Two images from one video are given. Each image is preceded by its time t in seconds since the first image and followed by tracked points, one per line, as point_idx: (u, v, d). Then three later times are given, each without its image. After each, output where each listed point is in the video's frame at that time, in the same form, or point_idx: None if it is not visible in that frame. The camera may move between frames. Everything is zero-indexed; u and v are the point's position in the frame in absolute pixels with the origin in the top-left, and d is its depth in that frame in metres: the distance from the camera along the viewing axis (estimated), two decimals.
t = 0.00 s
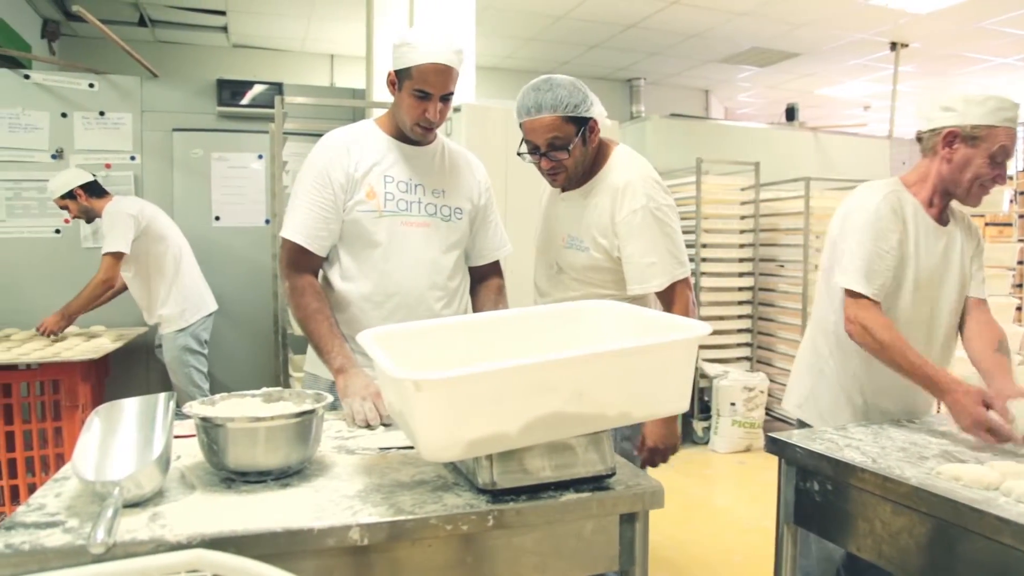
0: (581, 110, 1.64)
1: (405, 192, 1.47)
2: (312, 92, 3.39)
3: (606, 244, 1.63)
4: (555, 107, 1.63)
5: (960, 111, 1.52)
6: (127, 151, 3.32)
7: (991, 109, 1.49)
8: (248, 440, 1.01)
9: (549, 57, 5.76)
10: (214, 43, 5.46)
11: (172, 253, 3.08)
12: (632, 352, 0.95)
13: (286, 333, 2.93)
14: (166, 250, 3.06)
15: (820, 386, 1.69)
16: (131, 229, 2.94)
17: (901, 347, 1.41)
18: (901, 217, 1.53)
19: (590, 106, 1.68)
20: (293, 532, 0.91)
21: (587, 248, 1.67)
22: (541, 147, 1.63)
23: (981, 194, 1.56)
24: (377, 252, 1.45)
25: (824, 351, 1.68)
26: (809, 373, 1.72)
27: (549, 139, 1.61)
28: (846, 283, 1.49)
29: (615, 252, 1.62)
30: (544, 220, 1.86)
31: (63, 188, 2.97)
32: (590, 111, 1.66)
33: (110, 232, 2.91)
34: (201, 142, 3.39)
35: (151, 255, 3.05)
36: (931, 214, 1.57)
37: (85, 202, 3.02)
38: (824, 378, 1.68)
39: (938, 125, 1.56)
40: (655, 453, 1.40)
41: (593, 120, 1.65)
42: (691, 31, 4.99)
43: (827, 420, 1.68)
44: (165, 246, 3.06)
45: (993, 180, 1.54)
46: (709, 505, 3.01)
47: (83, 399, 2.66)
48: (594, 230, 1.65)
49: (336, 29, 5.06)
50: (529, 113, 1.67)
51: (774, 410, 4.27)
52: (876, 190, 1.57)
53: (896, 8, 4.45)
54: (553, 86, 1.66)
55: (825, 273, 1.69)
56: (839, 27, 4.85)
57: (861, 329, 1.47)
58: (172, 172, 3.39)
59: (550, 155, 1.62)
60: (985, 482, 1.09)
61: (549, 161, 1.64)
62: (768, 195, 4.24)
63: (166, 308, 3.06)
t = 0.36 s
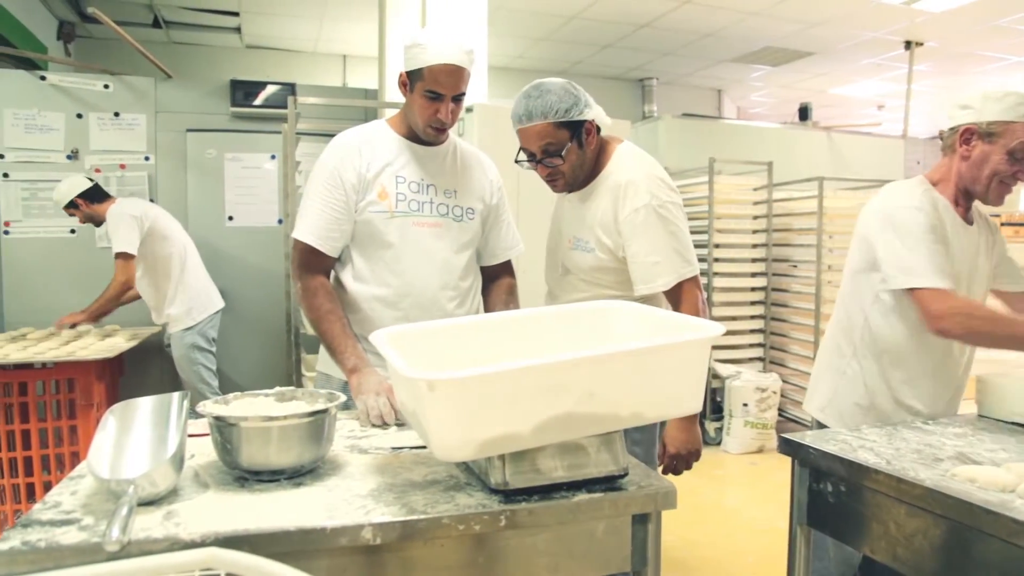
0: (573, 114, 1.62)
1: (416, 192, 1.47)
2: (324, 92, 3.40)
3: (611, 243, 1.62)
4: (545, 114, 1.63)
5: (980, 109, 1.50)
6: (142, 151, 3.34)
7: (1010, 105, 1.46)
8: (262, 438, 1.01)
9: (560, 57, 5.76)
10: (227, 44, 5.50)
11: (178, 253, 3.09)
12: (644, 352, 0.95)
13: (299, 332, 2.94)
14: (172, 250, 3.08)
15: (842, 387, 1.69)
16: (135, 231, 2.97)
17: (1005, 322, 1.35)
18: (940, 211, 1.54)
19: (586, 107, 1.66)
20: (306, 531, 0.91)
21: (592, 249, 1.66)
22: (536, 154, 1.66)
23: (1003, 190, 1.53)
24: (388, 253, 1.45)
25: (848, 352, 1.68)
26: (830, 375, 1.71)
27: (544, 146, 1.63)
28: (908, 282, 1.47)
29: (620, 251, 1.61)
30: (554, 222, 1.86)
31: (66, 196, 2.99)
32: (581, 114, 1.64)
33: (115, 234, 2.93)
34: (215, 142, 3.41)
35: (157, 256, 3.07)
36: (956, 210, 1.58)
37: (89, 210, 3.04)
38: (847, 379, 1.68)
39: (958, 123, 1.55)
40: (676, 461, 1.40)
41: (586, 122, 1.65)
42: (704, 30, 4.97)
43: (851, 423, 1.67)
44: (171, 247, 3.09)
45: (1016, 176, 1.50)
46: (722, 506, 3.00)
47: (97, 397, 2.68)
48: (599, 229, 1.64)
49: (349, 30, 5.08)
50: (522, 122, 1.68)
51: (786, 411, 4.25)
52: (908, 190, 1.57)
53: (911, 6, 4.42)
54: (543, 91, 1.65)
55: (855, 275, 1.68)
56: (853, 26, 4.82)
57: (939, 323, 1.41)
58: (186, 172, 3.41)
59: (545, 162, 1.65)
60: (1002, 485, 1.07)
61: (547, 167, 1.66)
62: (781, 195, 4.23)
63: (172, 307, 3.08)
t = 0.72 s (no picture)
0: (574, 108, 1.61)
1: (427, 193, 1.48)
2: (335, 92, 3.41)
3: (615, 236, 1.62)
4: (547, 108, 1.62)
5: None
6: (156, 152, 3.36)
7: None
8: (274, 438, 1.02)
9: (571, 57, 5.76)
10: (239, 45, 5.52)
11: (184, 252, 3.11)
12: (656, 352, 0.94)
13: (310, 332, 2.95)
14: (177, 250, 3.11)
15: (858, 386, 1.70)
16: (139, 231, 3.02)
17: None
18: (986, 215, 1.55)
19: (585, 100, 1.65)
20: (317, 530, 0.91)
21: (595, 243, 1.66)
22: (540, 149, 1.65)
23: None
24: (397, 253, 1.46)
25: (868, 352, 1.69)
26: (847, 373, 1.72)
27: (546, 140, 1.62)
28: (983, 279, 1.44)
29: (623, 245, 1.60)
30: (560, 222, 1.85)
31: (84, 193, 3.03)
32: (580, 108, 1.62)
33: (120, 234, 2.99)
34: (228, 143, 3.43)
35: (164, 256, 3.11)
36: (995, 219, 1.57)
37: (105, 207, 3.07)
38: (866, 376, 1.69)
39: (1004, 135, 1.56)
40: (688, 456, 1.39)
41: (587, 116, 1.64)
42: (716, 30, 4.96)
43: (868, 422, 1.69)
44: (176, 246, 3.11)
45: None
46: (733, 506, 2.99)
47: (111, 396, 2.70)
48: (601, 222, 1.64)
49: (360, 30, 5.10)
50: (523, 117, 1.67)
51: (798, 411, 4.24)
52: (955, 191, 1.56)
53: (924, 5, 4.39)
54: (544, 87, 1.64)
55: (887, 277, 1.66)
56: (866, 25, 4.80)
57: None
58: (198, 172, 3.43)
59: (549, 156, 1.64)
60: (1017, 486, 1.06)
61: (550, 161, 1.65)
62: (792, 195, 4.21)
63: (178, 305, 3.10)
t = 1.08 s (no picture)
0: (595, 110, 1.61)
1: (437, 192, 1.48)
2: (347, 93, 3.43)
3: (623, 247, 1.61)
4: (569, 109, 1.61)
5: None
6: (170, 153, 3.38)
7: None
8: (286, 437, 1.02)
9: (582, 57, 5.76)
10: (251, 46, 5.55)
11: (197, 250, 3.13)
12: (668, 352, 0.94)
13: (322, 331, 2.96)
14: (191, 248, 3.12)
15: (876, 391, 1.69)
16: (155, 230, 3.04)
17: None
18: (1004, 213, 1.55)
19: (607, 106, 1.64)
20: (330, 529, 0.92)
21: (603, 251, 1.67)
22: (559, 150, 1.64)
23: None
24: (408, 252, 1.46)
25: (885, 354, 1.67)
26: (865, 376, 1.71)
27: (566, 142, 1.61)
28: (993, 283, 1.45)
29: (630, 255, 1.60)
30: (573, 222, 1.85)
31: (109, 185, 3.06)
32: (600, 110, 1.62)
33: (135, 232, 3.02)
34: (241, 143, 3.45)
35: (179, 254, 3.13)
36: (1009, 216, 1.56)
37: (130, 198, 3.10)
38: (884, 381, 1.67)
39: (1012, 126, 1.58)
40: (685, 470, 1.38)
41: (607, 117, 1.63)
42: (728, 29, 4.94)
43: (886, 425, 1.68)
44: (190, 245, 3.12)
45: None
46: (745, 508, 2.98)
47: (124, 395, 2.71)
48: (610, 232, 1.63)
49: (371, 31, 5.11)
50: (542, 117, 1.66)
51: (810, 412, 4.22)
52: (972, 191, 1.56)
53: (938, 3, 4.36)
54: (565, 87, 1.64)
55: (902, 277, 1.66)
56: (879, 24, 4.77)
57: None
58: (211, 173, 3.45)
59: (568, 158, 1.63)
60: None
61: (569, 164, 1.64)
62: (805, 195, 4.20)
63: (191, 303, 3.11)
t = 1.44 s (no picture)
0: (608, 105, 1.63)
1: (447, 192, 1.48)
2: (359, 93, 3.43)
3: (632, 238, 1.61)
4: (584, 102, 1.62)
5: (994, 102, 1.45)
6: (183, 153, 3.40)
7: (1014, 96, 1.40)
8: (300, 435, 1.02)
9: (594, 57, 5.75)
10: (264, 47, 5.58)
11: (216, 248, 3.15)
12: (682, 353, 0.94)
13: (333, 331, 2.97)
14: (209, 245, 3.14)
15: (882, 396, 1.66)
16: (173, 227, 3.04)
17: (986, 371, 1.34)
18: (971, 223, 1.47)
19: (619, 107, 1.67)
20: (342, 528, 0.92)
21: (610, 245, 1.66)
22: (571, 141, 1.62)
23: (1018, 190, 1.40)
24: (418, 250, 1.47)
25: (887, 358, 1.65)
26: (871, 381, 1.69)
27: (580, 133, 1.60)
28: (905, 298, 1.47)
29: (638, 247, 1.60)
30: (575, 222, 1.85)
31: (125, 182, 3.08)
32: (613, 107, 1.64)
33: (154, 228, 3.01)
34: (254, 143, 3.47)
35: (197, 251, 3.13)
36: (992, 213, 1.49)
37: (145, 195, 3.11)
38: (890, 386, 1.65)
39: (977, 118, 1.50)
40: (688, 453, 1.36)
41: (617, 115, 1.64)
42: (741, 28, 4.92)
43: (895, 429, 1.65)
44: (209, 242, 3.14)
45: None
46: (758, 509, 2.97)
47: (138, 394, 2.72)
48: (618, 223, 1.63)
49: (384, 31, 5.12)
50: (557, 110, 1.67)
51: (823, 413, 4.20)
52: (934, 195, 1.50)
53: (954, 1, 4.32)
54: (580, 81, 1.65)
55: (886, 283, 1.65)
56: (893, 22, 4.73)
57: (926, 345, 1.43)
58: (224, 173, 3.47)
59: (581, 150, 1.61)
60: None
61: (580, 156, 1.63)
62: (818, 195, 4.17)
63: (210, 301, 3.13)
